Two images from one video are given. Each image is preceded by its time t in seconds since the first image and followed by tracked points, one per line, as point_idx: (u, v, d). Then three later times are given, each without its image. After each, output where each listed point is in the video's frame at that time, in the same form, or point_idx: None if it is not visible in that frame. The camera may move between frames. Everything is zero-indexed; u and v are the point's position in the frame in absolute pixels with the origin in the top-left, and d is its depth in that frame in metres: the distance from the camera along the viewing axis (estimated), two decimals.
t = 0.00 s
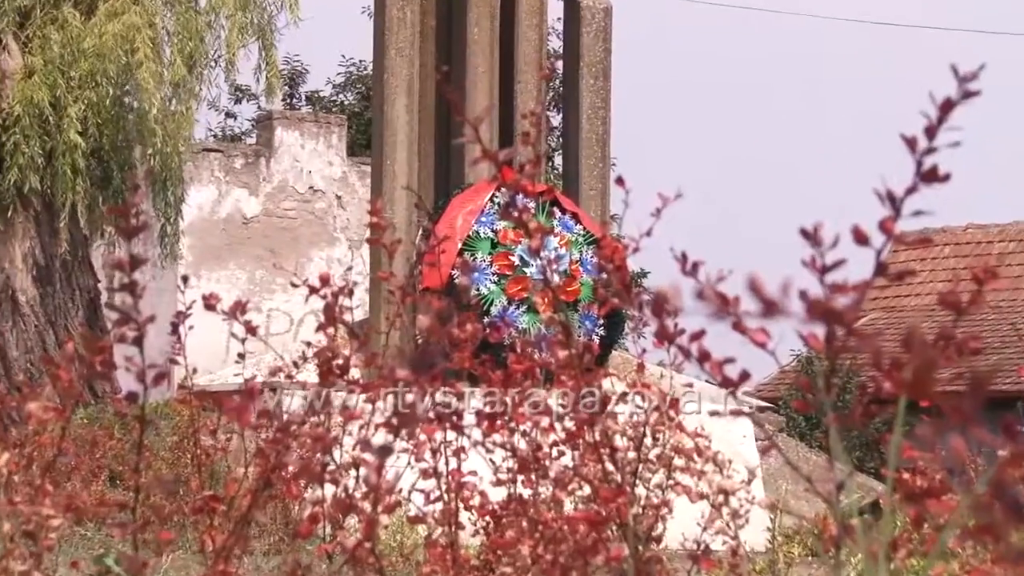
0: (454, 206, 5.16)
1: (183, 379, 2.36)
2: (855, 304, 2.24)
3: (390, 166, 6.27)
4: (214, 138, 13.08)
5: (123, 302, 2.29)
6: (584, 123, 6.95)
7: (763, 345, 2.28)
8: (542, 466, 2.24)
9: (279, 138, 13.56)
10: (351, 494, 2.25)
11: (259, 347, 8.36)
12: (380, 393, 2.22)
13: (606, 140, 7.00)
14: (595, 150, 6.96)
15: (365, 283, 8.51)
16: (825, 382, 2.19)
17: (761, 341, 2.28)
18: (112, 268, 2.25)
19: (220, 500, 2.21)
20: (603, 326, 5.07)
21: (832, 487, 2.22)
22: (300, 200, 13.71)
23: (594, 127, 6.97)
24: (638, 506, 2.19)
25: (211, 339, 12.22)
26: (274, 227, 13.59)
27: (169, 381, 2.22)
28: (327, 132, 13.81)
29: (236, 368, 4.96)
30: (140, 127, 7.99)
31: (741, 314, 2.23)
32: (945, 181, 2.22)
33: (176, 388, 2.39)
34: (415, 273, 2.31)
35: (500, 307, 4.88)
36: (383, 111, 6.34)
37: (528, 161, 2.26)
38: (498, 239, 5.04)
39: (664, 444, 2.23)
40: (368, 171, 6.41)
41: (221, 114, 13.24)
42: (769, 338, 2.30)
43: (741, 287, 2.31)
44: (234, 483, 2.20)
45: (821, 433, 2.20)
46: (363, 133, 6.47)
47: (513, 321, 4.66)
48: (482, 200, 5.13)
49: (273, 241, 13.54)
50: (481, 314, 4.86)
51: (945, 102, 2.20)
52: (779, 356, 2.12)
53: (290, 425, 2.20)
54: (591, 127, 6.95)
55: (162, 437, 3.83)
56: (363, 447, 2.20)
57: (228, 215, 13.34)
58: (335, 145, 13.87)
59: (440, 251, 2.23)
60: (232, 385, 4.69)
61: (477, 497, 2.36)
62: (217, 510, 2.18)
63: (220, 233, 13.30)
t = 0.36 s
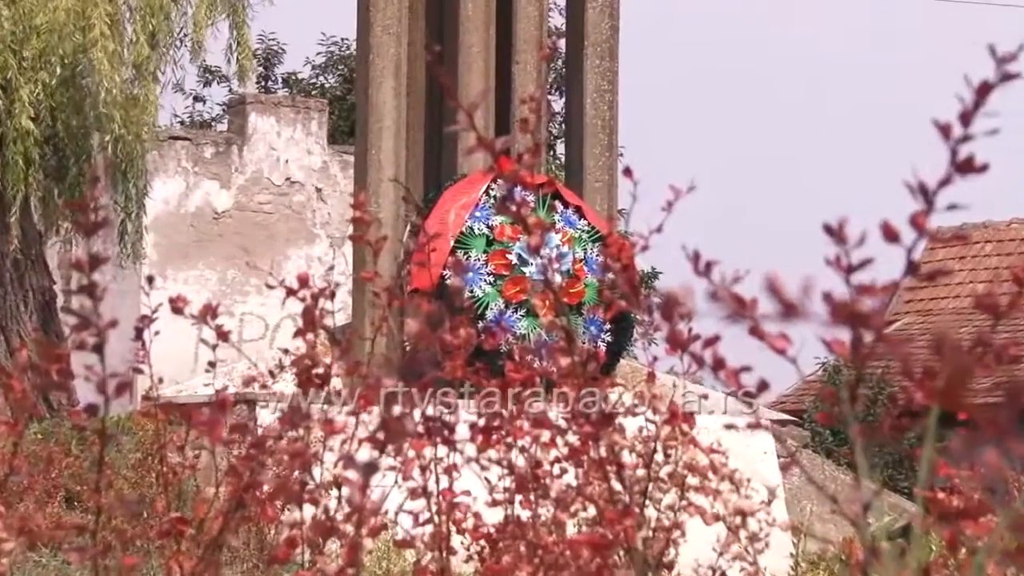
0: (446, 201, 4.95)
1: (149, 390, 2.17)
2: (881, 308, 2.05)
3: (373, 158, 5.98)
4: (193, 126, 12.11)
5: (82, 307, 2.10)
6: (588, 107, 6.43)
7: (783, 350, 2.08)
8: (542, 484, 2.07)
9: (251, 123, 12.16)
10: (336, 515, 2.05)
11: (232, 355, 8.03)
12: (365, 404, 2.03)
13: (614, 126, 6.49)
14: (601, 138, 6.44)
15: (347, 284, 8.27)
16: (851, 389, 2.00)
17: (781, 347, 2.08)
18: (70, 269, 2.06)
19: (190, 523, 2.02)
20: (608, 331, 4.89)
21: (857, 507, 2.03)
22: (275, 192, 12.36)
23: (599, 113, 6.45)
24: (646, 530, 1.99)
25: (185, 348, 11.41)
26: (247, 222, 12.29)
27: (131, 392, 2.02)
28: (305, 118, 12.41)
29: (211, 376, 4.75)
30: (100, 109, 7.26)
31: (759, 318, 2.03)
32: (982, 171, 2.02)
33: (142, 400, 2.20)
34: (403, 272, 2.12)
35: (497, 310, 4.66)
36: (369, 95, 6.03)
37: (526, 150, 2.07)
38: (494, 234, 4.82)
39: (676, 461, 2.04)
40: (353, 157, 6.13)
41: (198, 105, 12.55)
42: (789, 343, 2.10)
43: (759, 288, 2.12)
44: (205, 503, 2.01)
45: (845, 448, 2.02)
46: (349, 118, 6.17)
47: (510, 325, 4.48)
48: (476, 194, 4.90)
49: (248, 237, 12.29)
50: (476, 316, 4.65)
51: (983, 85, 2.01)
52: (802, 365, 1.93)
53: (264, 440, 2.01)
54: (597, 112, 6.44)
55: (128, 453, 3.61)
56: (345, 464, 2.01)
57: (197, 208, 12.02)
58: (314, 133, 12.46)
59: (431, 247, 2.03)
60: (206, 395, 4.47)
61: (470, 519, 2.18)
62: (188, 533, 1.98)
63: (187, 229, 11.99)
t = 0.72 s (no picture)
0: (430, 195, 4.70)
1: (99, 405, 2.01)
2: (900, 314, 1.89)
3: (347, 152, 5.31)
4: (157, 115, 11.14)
5: (28, 312, 1.90)
6: (586, 95, 5.66)
7: (799, 361, 1.91)
8: (534, 509, 1.86)
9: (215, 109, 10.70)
10: (307, 542, 1.87)
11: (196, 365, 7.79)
12: (340, 421, 1.85)
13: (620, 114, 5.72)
14: (602, 128, 5.67)
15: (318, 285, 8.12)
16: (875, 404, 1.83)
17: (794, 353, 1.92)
18: (15, 271, 1.86)
19: (146, 550, 1.83)
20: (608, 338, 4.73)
21: (881, 535, 1.85)
22: (240, 186, 10.85)
23: (598, 101, 5.67)
24: (647, 560, 1.81)
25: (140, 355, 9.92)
26: (209, 220, 10.72)
27: (81, 407, 1.83)
28: (272, 106, 10.95)
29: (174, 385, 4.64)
30: (42, 97, 7.58)
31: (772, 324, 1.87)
32: (1020, 166, 1.85)
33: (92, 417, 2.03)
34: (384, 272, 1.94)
35: (485, 316, 4.44)
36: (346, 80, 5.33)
37: (518, 139, 1.91)
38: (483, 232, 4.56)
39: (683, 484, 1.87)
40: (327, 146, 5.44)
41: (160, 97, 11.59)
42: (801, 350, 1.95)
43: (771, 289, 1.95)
44: (162, 530, 1.82)
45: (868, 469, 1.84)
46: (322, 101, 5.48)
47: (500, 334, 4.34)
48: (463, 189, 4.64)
49: (211, 235, 10.72)
50: (463, 323, 4.45)
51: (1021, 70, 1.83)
52: (817, 382, 1.76)
53: (228, 461, 1.83)
54: (596, 100, 5.66)
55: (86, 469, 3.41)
56: (316, 486, 1.83)
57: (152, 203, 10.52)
58: (283, 120, 10.97)
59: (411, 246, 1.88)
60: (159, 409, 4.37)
61: (456, 546, 1.99)
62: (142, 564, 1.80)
63: (143, 226, 10.47)
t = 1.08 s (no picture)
0: (414, 192, 4.38)
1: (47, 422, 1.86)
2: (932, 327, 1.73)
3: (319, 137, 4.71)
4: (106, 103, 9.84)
5: None
6: (588, 78, 5.17)
7: (822, 374, 1.74)
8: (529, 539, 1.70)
9: (174, 93, 9.21)
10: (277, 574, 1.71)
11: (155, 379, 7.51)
12: (316, 440, 1.69)
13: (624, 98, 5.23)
14: (605, 115, 5.19)
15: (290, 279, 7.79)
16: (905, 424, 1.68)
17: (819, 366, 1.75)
18: None
19: None
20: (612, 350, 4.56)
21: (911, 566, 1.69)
22: (203, 179, 9.29)
23: (600, 85, 5.19)
24: None
25: (84, 382, 8.73)
26: (167, 217, 9.18)
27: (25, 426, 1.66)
28: (239, 90, 9.38)
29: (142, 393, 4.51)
30: None
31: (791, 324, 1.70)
32: None
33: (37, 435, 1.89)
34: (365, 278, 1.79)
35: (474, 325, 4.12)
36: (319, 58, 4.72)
37: (511, 132, 1.77)
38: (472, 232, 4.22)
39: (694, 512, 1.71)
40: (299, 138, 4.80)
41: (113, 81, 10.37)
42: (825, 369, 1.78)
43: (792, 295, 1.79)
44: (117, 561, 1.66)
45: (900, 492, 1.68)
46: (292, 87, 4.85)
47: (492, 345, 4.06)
48: (450, 185, 4.31)
49: (169, 236, 9.16)
50: (449, 330, 4.12)
51: None
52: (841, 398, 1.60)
53: (189, 485, 1.66)
54: (598, 84, 5.18)
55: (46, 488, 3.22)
56: (290, 513, 1.66)
57: (106, 199, 9.02)
58: (252, 106, 9.41)
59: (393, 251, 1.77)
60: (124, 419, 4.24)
61: None
62: None
63: (94, 225, 8.97)
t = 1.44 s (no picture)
0: (400, 190, 4.31)
1: None
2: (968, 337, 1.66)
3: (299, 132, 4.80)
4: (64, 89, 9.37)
5: None
6: (592, 64, 5.15)
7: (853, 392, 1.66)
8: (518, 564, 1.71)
9: (132, 79, 8.29)
10: None
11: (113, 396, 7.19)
12: (293, 463, 1.56)
13: (630, 85, 5.19)
14: (612, 103, 5.16)
15: (261, 278, 7.63)
16: (943, 447, 1.52)
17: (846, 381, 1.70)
18: None
19: None
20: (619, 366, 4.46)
21: None
22: (165, 175, 8.31)
23: (605, 71, 5.16)
24: None
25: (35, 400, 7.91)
26: (125, 218, 8.21)
27: None
28: (205, 77, 8.42)
29: (102, 413, 4.33)
30: None
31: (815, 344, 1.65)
32: None
33: None
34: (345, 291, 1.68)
35: (466, 337, 4.05)
36: (296, 45, 4.82)
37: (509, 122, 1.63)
38: (464, 234, 4.15)
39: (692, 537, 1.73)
40: (274, 127, 4.96)
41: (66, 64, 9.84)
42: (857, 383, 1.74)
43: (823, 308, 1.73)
44: None
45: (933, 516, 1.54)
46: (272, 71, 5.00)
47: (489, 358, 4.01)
48: (441, 181, 4.24)
49: (129, 239, 8.19)
50: (441, 344, 4.06)
51: None
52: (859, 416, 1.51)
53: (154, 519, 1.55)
54: (602, 71, 5.15)
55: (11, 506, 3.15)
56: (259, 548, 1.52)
57: (56, 198, 8.09)
58: (219, 94, 8.42)
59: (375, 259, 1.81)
60: (77, 447, 4.10)
61: None
62: None
63: (43, 227, 8.03)
